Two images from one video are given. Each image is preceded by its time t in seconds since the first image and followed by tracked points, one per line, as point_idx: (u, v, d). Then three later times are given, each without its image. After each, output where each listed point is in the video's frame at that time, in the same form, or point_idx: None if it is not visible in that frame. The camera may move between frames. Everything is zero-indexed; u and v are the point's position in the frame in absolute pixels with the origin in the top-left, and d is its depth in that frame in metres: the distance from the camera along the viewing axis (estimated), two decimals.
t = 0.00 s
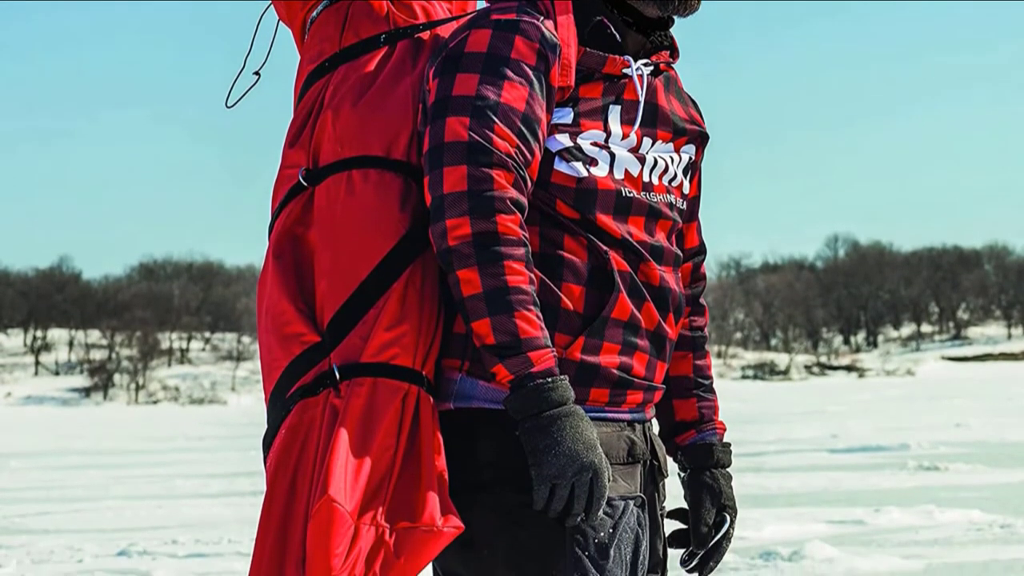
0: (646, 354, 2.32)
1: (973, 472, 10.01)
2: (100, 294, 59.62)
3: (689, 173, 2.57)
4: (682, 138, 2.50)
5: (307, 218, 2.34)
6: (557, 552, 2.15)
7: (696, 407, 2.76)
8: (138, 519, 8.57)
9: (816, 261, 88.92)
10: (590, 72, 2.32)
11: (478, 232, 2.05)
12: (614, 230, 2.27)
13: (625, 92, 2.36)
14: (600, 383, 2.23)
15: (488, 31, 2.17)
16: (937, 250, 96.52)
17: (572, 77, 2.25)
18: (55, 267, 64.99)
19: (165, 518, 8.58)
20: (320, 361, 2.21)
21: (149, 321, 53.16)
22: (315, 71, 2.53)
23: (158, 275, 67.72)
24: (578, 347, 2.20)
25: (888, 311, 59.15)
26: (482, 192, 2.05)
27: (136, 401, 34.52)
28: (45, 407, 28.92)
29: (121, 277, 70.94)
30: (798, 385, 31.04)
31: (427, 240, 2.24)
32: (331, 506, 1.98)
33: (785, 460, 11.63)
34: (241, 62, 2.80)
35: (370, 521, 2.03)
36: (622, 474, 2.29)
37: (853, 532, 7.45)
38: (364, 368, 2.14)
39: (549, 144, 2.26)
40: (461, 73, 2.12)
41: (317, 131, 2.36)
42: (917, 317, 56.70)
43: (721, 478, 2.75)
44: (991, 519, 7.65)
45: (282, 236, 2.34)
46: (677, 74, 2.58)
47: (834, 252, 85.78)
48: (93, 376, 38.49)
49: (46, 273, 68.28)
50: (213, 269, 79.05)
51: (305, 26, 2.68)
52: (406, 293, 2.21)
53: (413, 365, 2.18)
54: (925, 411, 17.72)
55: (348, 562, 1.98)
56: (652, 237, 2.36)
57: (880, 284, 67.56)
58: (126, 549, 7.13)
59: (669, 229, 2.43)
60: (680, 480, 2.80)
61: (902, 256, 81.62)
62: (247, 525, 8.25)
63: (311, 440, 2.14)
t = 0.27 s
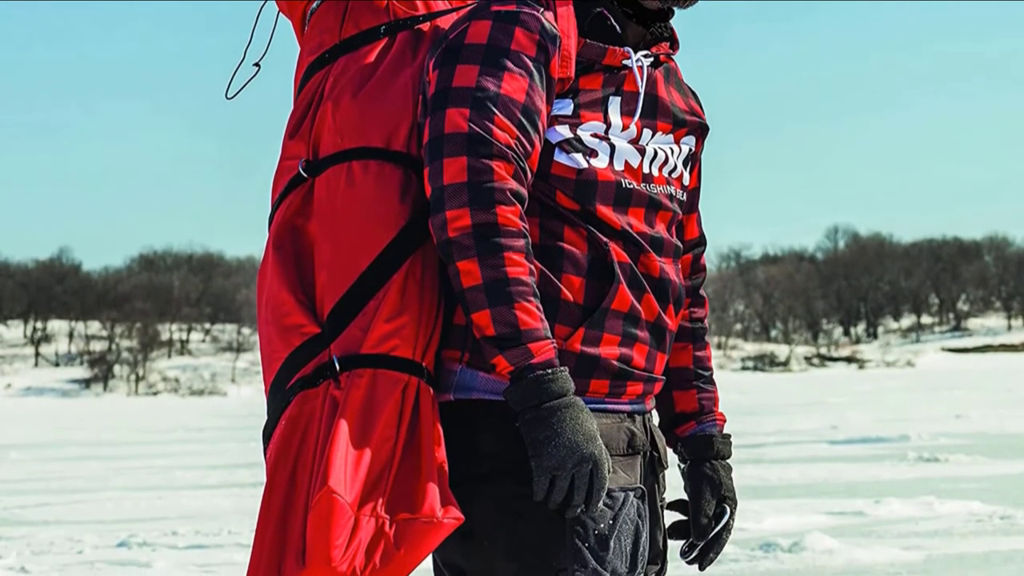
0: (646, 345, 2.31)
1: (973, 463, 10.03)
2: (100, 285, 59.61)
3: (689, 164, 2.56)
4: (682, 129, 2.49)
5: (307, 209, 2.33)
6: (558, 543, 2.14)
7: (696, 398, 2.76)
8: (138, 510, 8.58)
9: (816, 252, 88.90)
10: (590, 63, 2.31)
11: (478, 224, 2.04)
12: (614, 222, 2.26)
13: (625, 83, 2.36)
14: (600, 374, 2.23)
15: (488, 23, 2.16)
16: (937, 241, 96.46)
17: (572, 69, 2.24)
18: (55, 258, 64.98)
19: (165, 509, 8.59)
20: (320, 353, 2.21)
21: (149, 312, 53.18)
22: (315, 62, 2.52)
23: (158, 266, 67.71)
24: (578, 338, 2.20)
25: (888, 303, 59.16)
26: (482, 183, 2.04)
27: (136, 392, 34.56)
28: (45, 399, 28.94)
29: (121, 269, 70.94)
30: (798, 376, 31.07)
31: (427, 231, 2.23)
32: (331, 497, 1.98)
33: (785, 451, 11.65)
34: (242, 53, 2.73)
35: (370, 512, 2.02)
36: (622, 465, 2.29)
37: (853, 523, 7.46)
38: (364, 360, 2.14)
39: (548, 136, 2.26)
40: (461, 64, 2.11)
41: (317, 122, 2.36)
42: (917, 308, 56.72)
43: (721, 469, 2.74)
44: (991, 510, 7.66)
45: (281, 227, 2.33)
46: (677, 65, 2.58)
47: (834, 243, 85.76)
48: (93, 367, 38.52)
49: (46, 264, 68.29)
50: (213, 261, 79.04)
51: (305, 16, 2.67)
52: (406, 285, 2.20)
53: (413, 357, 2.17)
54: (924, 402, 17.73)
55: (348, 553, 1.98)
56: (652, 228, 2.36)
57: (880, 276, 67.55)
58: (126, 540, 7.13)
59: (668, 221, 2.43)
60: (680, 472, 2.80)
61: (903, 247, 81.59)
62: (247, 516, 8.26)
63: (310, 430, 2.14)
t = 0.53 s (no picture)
0: (646, 335, 2.31)
1: (972, 453, 10.04)
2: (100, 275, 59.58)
3: (689, 154, 2.56)
4: (682, 119, 2.49)
5: (307, 199, 2.33)
6: (558, 533, 2.15)
7: (696, 388, 2.76)
8: (139, 500, 8.59)
9: (816, 242, 88.86)
10: (590, 53, 2.31)
11: (478, 214, 2.04)
12: (614, 212, 2.26)
13: (625, 73, 2.35)
14: (600, 364, 2.22)
15: (488, 12, 2.15)
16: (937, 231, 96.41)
17: (572, 59, 2.23)
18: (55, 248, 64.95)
19: (165, 499, 8.60)
20: (320, 343, 2.20)
21: (150, 301, 53.19)
22: (315, 52, 2.51)
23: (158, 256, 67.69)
24: (578, 328, 2.19)
25: (888, 293, 59.16)
26: (482, 173, 2.04)
27: (136, 382, 34.58)
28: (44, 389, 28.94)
29: (120, 258, 70.91)
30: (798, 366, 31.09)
31: (428, 221, 2.23)
32: (332, 487, 1.98)
33: (785, 441, 11.67)
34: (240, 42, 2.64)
35: (370, 502, 2.02)
36: (622, 455, 2.28)
37: (853, 513, 7.47)
38: (364, 350, 2.14)
39: (548, 126, 2.25)
40: (461, 54, 2.10)
41: (317, 112, 2.35)
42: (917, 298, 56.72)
43: (721, 459, 2.74)
44: (991, 500, 7.68)
45: (281, 217, 2.33)
46: (677, 56, 2.57)
47: (834, 233, 85.72)
48: (93, 357, 38.52)
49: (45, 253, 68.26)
50: (213, 250, 79.00)
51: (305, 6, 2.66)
52: (406, 275, 2.20)
53: (413, 347, 2.17)
54: (924, 392, 17.74)
55: (348, 543, 1.98)
56: (652, 218, 2.35)
57: (880, 266, 67.53)
58: (126, 530, 7.14)
59: (668, 210, 2.42)
60: (680, 462, 2.80)
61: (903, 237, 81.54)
62: (247, 506, 8.27)
63: (311, 421, 2.14)
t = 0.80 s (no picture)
0: (646, 325, 2.30)
1: (972, 443, 10.05)
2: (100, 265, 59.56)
3: (689, 144, 2.55)
4: (682, 109, 2.48)
5: (307, 189, 2.32)
6: (559, 523, 2.14)
7: (696, 377, 2.76)
8: (139, 490, 8.60)
9: (816, 232, 88.83)
10: (589, 43, 2.30)
11: (478, 204, 2.03)
12: (614, 201, 2.26)
13: (625, 63, 2.34)
14: (600, 353, 2.22)
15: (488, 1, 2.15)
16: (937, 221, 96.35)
17: (572, 49, 2.22)
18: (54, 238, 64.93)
19: (165, 489, 8.60)
20: (320, 333, 2.20)
21: (150, 292, 53.17)
22: (315, 42, 2.50)
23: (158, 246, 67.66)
24: (578, 318, 2.19)
25: (888, 283, 59.16)
26: (482, 163, 2.03)
27: (136, 372, 34.59)
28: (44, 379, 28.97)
29: (120, 249, 70.87)
30: (798, 356, 31.08)
31: (428, 211, 2.23)
32: (331, 477, 1.98)
33: (785, 431, 11.68)
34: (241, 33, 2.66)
35: (370, 492, 2.02)
36: (622, 445, 2.28)
37: (854, 503, 7.48)
38: (363, 340, 2.13)
39: (548, 116, 2.25)
40: (461, 44, 2.10)
41: (317, 102, 2.34)
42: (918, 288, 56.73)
43: (721, 449, 2.74)
44: (990, 490, 7.69)
45: (282, 207, 2.32)
46: (677, 45, 2.56)
47: (834, 223, 85.69)
48: (93, 347, 38.53)
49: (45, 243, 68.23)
50: (213, 240, 78.96)
51: None
52: (406, 265, 2.19)
53: (413, 337, 2.17)
54: (924, 382, 17.76)
55: (348, 533, 1.97)
56: (652, 208, 2.35)
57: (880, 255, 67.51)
58: (126, 520, 7.14)
59: (669, 200, 2.41)
60: (680, 451, 2.80)
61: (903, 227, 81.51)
62: (247, 496, 8.27)
63: (310, 411, 2.14)
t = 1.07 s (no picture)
0: (646, 317, 2.30)
1: (972, 434, 10.06)
2: (100, 257, 59.54)
3: (689, 136, 2.55)
4: (682, 100, 2.47)
5: (307, 180, 2.32)
6: (559, 515, 2.14)
7: (696, 369, 2.75)
8: (139, 482, 8.61)
9: (816, 224, 88.80)
10: (589, 34, 2.29)
11: (478, 195, 2.03)
12: (614, 193, 2.25)
13: (625, 55, 2.33)
14: (600, 345, 2.22)
15: None
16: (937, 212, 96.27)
17: (573, 40, 2.22)
18: (54, 229, 64.89)
19: (165, 480, 8.61)
20: (320, 324, 2.20)
21: (149, 283, 53.15)
22: (315, 34, 2.50)
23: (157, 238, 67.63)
24: (578, 310, 2.19)
25: (888, 274, 59.13)
26: (482, 155, 2.03)
27: (136, 364, 34.59)
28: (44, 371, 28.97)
29: (120, 240, 70.84)
30: (798, 347, 31.09)
31: (428, 202, 2.22)
32: (331, 468, 1.98)
33: (784, 422, 11.69)
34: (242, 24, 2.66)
35: (370, 484, 2.02)
36: (622, 437, 2.28)
37: (854, 494, 7.48)
38: (363, 331, 2.13)
39: (548, 107, 2.24)
40: (460, 35, 2.09)
41: (317, 94, 2.33)
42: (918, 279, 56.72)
43: (721, 440, 2.74)
44: (990, 481, 7.69)
45: (282, 198, 2.32)
46: (677, 36, 2.56)
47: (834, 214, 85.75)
48: (93, 339, 38.53)
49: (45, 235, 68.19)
50: (212, 232, 78.93)
51: None
52: (406, 255, 2.19)
53: (414, 328, 2.16)
54: (924, 373, 17.76)
55: (348, 524, 1.97)
56: (652, 199, 2.34)
57: (880, 247, 67.47)
58: (126, 512, 7.14)
59: (669, 191, 2.41)
60: (680, 443, 2.80)
61: (903, 219, 81.48)
62: (247, 488, 8.28)
63: (310, 402, 2.13)
